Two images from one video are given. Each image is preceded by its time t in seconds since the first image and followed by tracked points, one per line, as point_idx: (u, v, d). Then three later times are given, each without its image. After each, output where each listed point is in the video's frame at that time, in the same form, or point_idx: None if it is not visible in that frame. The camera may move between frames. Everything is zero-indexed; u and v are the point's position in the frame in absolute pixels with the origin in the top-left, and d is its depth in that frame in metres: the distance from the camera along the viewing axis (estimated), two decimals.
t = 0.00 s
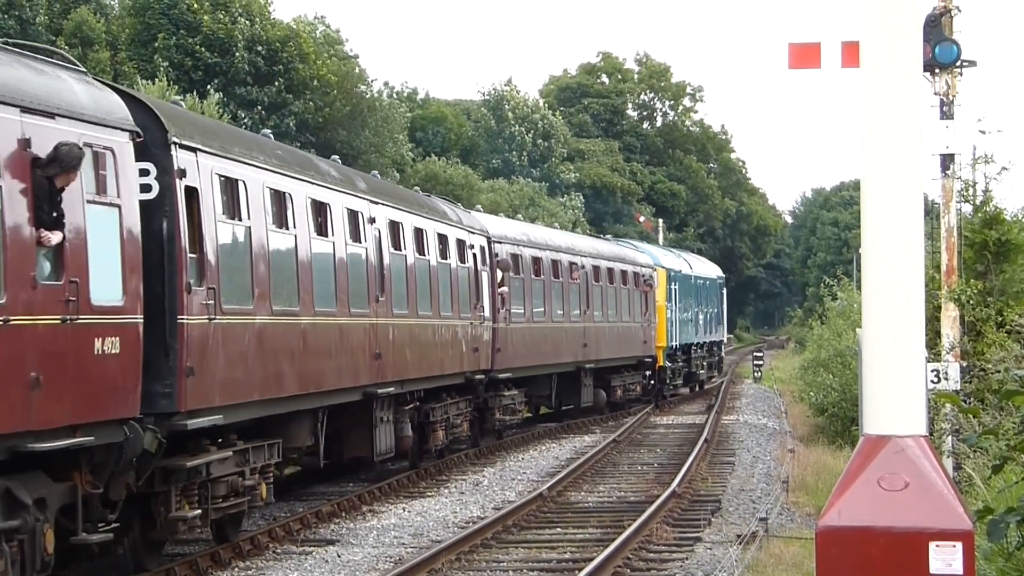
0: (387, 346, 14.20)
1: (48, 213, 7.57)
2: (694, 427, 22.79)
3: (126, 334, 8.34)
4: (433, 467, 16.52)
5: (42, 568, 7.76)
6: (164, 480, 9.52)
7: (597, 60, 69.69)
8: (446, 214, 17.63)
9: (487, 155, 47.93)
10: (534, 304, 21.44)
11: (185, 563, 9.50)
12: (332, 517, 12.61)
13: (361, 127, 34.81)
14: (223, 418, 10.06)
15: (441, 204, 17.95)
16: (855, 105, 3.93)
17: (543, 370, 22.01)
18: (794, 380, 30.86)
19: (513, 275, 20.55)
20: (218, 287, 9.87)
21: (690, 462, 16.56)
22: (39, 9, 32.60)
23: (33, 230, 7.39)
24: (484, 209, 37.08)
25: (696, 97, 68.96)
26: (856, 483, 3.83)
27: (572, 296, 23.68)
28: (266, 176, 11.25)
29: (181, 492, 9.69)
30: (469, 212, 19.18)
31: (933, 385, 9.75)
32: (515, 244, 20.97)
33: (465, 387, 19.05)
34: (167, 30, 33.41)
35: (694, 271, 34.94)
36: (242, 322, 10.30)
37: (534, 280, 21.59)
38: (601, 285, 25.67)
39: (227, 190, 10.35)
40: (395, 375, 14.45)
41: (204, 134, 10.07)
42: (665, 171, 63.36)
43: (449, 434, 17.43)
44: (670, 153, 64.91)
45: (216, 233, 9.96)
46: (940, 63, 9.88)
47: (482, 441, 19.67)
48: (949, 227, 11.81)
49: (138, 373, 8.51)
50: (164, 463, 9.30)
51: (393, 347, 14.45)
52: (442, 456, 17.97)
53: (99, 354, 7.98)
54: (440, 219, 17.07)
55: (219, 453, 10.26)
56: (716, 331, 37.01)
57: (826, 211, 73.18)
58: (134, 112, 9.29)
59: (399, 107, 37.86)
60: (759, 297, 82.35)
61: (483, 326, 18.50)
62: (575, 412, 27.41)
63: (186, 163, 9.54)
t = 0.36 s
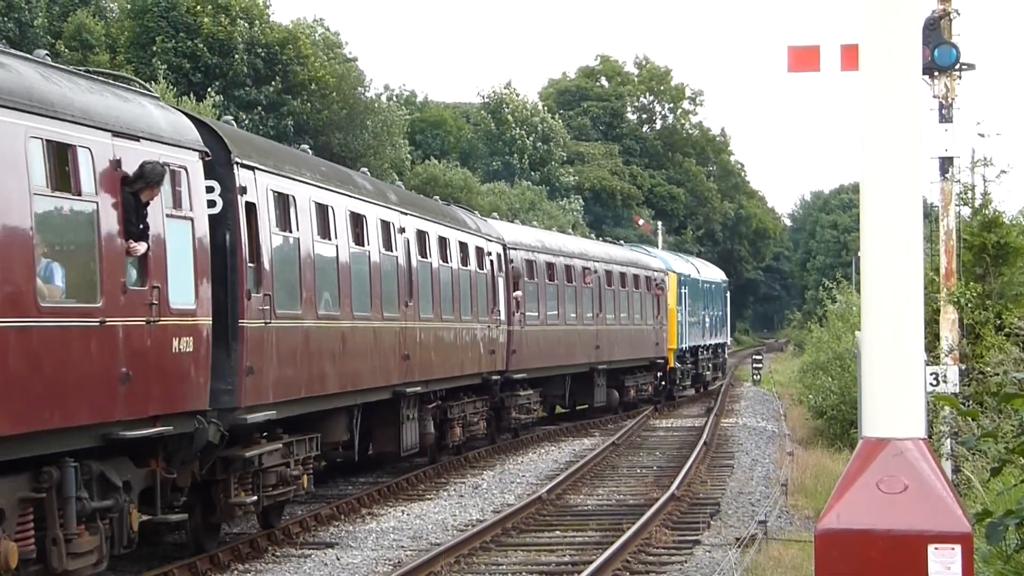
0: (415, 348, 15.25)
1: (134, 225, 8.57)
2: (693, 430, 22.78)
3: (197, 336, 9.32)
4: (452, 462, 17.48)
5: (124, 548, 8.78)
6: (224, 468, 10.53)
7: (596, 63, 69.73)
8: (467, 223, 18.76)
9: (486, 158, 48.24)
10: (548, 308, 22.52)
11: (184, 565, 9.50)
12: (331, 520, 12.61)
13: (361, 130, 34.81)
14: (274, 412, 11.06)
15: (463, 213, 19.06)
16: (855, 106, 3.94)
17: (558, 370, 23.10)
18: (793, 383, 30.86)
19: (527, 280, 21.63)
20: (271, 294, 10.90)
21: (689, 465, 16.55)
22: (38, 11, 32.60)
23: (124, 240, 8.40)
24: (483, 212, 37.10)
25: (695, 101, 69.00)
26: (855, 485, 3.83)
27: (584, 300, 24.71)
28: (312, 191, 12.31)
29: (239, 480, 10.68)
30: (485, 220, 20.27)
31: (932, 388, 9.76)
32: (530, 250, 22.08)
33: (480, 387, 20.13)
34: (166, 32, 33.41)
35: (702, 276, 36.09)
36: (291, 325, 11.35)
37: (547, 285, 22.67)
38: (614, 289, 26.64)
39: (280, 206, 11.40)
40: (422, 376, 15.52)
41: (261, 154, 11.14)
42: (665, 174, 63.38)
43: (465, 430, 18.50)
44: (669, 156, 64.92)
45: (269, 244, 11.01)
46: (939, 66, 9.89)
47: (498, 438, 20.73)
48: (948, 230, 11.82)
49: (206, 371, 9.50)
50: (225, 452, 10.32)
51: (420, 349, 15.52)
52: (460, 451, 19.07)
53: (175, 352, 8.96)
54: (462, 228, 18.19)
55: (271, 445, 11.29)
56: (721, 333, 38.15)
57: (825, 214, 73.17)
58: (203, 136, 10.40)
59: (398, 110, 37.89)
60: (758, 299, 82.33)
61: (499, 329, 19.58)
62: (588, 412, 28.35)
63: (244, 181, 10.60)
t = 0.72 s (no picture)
0: (439, 350, 16.13)
1: (203, 236, 9.42)
2: (693, 433, 22.78)
3: (254, 336, 10.22)
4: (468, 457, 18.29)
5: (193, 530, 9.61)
6: (273, 460, 11.56)
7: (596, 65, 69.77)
8: (487, 231, 19.66)
9: (486, 160, 48.26)
10: (564, 311, 23.34)
11: (183, 568, 9.48)
12: (331, 522, 12.60)
13: (361, 132, 34.79)
14: (317, 409, 12.01)
15: (484, 222, 19.95)
16: (854, 108, 3.94)
17: (574, 371, 23.93)
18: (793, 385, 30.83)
19: (543, 285, 22.47)
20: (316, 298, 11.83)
21: (689, 467, 16.55)
22: (37, 13, 32.58)
23: (195, 249, 9.26)
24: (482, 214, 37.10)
25: (695, 103, 69.03)
26: (856, 488, 3.83)
27: (598, 303, 25.48)
28: (349, 203, 13.21)
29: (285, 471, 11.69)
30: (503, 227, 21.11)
31: (932, 390, 9.75)
32: (546, 256, 22.93)
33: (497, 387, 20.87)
34: (166, 34, 33.40)
35: (709, 279, 37.42)
36: (332, 328, 12.28)
37: (563, 289, 23.47)
38: (626, 293, 27.39)
39: (324, 218, 12.32)
40: (446, 377, 16.42)
41: (305, 169, 12.06)
42: (665, 177, 63.40)
43: (483, 428, 19.27)
44: (669, 158, 64.93)
45: (313, 252, 11.92)
46: (938, 69, 9.87)
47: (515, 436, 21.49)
48: (948, 232, 11.80)
49: (263, 369, 10.40)
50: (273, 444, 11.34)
51: (445, 351, 16.43)
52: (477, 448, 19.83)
53: (238, 351, 9.84)
54: (483, 236, 19.11)
55: (312, 439, 12.34)
56: (725, 335, 39.35)
57: (824, 216, 73.12)
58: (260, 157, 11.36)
59: (398, 113, 37.91)
60: (757, 302, 82.29)
61: (517, 332, 20.40)
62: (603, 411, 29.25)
63: (292, 195, 11.52)
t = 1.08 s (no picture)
0: (463, 351, 17.04)
1: (259, 246, 10.39)
2: (694, 435, 22.79)
3: (303, 338, 11.18)
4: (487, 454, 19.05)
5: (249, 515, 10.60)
6: (315, 451, 12.58)
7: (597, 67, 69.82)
8: (506, 237, 20.52)
9: (488, 163, 48.14)
10: (580, 313, 24.18)
11: (184, 570, 9.47)
12: (332, 524, 12.61)
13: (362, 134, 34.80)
14: (355, 405, 12.93)
15: (503, 229, 20.82)
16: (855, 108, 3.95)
17: (590, 370, 24.78)
18: (794, 387, 30.81)
19: (560, 288, 23.31)
20: (354, 303, 12.69)
21: (690, 469, 16.55)
22: (37, 15, 32.65)
23: (252, 258, 10.22)
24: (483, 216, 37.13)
25: (696, 105, 69.09)
26: (856, 489, 3.84)
27: (612, 305, 26.29)
28: (382, 213, 14.10)
29: (325, 463, 12.71)
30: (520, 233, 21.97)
31: (932, 392, 9.76)
32: (563, 260, 23.77)
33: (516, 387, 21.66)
34: (167, 37, 33.45)
35: (716, 281, 38.17)
36: (369, 330, 13.17)
37: (578, 291, 24.30)
38: (639, 295, 28.19)
39: (360, 229, 13.21)
40: (469, 376, 17.28)
41: (343, 184, 12.93)
42: (666, 178, 63.45)
43: (501, 425, 20.08)
44: (670, 160, 64.98)
45: (352, 260, 12.80)
46: (940, 70, 9.89)
47: (533, 434, 22.32)
48: (948, 234, 11.79)
49: (311, 367, 11.36)
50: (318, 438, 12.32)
51: (469, 352, 17.32)
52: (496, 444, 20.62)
53: (289, 352, 10.79)
54: (503, 243, 19.97)
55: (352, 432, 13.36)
56: (730, 337, 40.04)
57: (825, 218, 73.06)
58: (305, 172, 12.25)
59: (399, 115, 37.94)
60: (758, 303, 82.22)
61: (535, 334, 21.23)
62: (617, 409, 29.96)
63: (333, 208, 12.39)
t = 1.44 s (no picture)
0: (486, 349, 18.00)
1: (307, 251, 11.42)
2: (695, 435, 22.82)
3: (344, 336, 12.23)
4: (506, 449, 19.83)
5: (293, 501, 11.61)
6: (350, 443, 13.41)
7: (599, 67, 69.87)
8: (525, 241, 21.38)
9: (490, 163, 48.04)
10: (597, 312, 24.97)
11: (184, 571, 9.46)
12: (334, 524, 12.62)
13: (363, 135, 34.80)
14: (387, 401, 13.85)
15: (523, 234, 21.69)
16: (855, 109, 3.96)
17: (607, 368, 25.58)
18: (795, 387, 30.83)
19: (577, 289, 24.10)
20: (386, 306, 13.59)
21: (692, 469, 16.55)
22: (38, 15, 32.68)
23: (302, 263, 11.26)
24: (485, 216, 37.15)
25: (698, 106, 69.11)
26: (858, 490, 3.84)
27: (627, 305, 27.03)
28: (411, 222, 15.02)
29: (360, 454, 13.54)
30: (538, 236, 22.81)
31: (932, 392, 9.76)
32: (580, 262, 24.56)
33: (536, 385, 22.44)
34: (168, 36, 33.46)
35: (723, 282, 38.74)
36: (399, 332, 14.09)
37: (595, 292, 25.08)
38: (653, 296, 28.97)
39: (392, 236, 14.15)
40: (491, 375, 18.19)
41: (376, 194, 13.86)
42: (667, 178, 63.52)
43: (521, 421, 20.88)
44: (671, 161, 65.02)
45: (384, 265, 13.72)
46: (941, 71, 9.89)
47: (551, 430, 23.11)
48: (949, 235, 11.79)
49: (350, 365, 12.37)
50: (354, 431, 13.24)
51: (491, 350, 18.26)
52: (516, 439, 21.41)
53: (333, 350, 11.85)
54: (522, 246, 20.86)
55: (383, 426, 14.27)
56: (735, 337, 40.65)
57: (826, 218, 73.07)
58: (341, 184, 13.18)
59: (400, 114, 37.96)
60: (759, 303, 82.26)
61: (553, 334, 22.07)
62: (629, 407, 30.66)
63: (366, 218, 13.30)
